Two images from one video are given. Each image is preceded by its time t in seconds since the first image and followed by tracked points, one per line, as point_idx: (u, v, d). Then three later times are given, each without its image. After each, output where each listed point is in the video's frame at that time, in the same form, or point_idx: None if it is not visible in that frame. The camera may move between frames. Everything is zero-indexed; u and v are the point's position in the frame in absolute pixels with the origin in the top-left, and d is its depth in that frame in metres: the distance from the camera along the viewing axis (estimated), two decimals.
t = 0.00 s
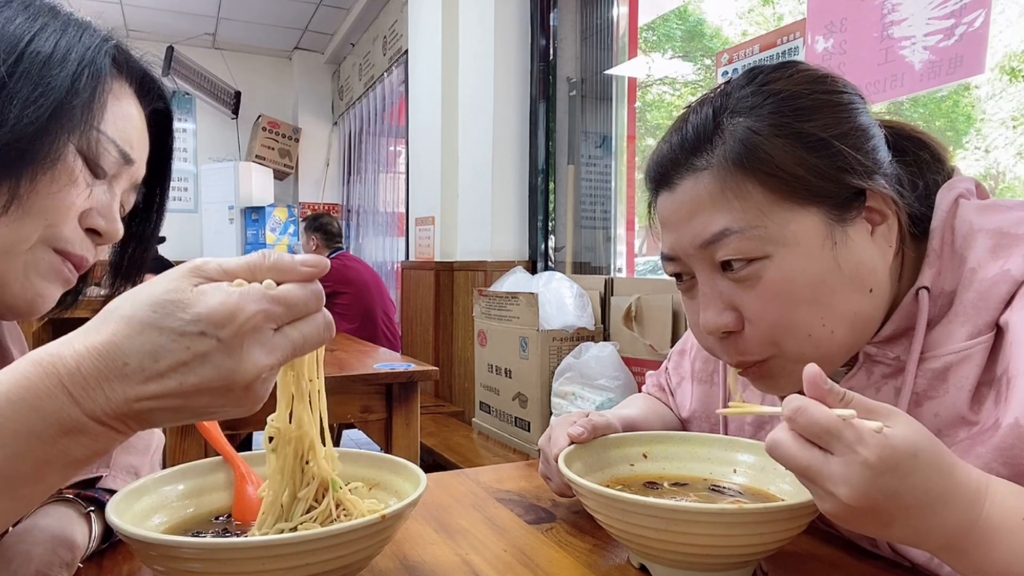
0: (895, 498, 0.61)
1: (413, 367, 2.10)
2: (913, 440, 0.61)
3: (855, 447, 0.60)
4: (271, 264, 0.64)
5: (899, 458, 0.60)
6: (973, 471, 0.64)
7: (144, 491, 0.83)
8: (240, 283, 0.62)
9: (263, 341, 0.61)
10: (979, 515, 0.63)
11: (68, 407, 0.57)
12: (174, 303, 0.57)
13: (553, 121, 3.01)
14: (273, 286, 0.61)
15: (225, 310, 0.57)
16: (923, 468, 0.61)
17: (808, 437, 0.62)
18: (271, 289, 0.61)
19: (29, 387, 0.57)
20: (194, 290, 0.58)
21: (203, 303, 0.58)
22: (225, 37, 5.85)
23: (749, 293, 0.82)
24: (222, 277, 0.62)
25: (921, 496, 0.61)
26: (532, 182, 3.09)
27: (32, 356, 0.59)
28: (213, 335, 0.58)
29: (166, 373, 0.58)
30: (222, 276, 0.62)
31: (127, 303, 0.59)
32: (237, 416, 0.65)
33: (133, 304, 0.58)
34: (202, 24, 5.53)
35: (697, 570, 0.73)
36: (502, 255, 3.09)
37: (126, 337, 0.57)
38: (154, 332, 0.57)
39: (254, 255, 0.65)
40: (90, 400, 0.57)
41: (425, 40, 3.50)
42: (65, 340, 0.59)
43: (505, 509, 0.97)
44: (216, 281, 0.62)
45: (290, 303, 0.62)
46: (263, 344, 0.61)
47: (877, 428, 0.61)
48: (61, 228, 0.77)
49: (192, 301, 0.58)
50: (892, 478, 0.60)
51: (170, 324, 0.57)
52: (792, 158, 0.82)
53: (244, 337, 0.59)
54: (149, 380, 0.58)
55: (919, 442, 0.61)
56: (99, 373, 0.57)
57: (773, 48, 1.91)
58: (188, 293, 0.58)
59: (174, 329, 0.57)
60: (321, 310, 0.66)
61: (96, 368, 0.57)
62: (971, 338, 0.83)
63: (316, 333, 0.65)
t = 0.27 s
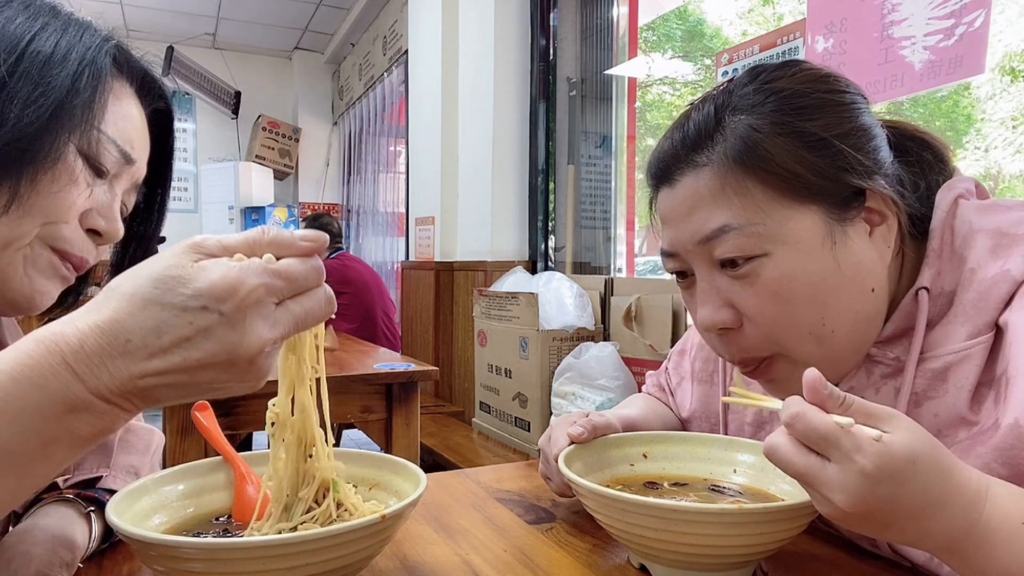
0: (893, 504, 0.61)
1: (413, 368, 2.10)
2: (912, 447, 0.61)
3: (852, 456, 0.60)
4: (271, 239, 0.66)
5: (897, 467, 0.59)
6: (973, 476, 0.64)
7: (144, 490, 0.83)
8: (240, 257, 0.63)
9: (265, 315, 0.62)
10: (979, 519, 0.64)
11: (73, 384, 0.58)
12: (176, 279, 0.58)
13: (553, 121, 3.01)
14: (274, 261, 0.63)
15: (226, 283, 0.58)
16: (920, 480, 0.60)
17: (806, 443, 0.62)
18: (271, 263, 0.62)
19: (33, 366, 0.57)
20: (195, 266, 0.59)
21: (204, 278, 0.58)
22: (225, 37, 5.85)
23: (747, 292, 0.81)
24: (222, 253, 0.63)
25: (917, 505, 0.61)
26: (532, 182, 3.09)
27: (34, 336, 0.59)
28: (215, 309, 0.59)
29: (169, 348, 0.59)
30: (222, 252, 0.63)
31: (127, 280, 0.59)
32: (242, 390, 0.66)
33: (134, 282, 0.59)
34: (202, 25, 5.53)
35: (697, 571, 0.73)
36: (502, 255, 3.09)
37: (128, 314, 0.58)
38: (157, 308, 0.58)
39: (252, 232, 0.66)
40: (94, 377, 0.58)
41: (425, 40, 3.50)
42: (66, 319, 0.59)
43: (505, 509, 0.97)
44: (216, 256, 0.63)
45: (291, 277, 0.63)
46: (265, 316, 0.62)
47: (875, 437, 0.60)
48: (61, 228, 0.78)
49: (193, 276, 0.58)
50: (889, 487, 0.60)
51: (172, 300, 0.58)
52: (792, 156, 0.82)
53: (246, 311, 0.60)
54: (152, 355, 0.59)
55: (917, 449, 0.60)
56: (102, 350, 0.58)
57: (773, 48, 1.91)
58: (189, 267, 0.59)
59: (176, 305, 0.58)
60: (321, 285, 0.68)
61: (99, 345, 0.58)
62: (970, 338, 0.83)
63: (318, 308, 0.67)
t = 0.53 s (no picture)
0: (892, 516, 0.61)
1: (413, 367, 2.10)
2: (914, 461, 0.60)
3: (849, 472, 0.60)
4: (263, 211, 0.64)
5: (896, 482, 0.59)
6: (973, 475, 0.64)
7: (144, 490, 0.83)
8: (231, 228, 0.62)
9: (260, 285, 0.60)
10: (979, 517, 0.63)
11: (70, 358, 0.58)
12: (169, 250, 0.58)
13: (553, 121, 3.01)
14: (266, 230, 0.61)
15: (218, 254, 0.57)
16: (922, 490, 0.60)
17: (804, 457, 0.62)
18: (264, 234, 0.60)
19: (28, 342, 0.57)
20: (187, 237, 0.59)
21: (195, 249, 0.58)
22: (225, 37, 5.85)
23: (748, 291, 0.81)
24: (213, 224, 0.62)
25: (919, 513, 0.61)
26: (532, 182, 3.09)
27: (30, 312, 0.59)
28: (208, 279, 0.58)
29: (165, 321, 0.58)
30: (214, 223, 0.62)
31: (121, 254, 0.59)
32: (239, 363, 0.65)
33: (127, 255, 0.58)
34: (202, 25, 5.53)
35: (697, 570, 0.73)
36: (502, 255, 3.09)
37: (122, 287, 0.58)
38: (151, 280, 0.58)
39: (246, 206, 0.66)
40: (90, 350, 0.58)
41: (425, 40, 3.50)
42: (62, 294, 0.59)
43: (504, 509, 0.97)
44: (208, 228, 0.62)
45: (285, 246, 0.61)
46: (260, 286, 0.60)
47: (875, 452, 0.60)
48: (62, 228, 0.78)
49: (185, 248, 0.58)
50: (887, 502, 0.60)
51: (165, 272, 0.57)
52: (796, 148, 0.83)
53: (239, 282, 0.59)
54: (148, 328, 0.58)
55: (919, 462, 0.60)
56: (98, 324, 0.58)
57: (773, 48, 1.91)
58: (181, 240, 0.58)
59: (170, 277, 0.57)
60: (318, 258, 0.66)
61: (95, 319, 0.58)
62: (970, 338, 0.83)
63: (315, 279, 0.64)
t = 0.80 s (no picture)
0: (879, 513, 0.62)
1: (414, 368, 2.10)
2: (903, 465, 0.60)
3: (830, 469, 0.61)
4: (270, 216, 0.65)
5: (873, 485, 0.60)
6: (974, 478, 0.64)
7: (144, 490, 0.83)
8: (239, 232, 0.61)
9: (265, 288, 0.59)
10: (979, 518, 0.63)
11: (72, 361, 0.56)
12: (174, 253, 0.56)
13: (553, 121, 3.01)
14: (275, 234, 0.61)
15: (224, 256, 0.56)
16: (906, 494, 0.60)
17: (792, 450, 0.64)
18: (271, 238, 0.60)
19: (34, 344, 0.55)
20: (191, 241, 0.57)
21: (201, 254, 0.56)
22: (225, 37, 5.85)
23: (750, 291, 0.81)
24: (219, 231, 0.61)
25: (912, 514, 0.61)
26: (532, 182, 3.08)
27: (37, 316, 0.57)
28: (214, 282, 0.56)
29: (170, 325, 0.57)
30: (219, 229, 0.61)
31: (127, 258, 0.58)
32: (244, 370, 0.63)
33: (132, 261, 0.57)
34: (202, 24, 5.53)
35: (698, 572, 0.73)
36: (502, 255, 3.09)
37: (128, 292, 0.56)
38: (157, 285, 0.56)
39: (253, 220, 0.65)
40: (95, 355, 0.56)
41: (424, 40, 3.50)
42: (70, 299, 0.58)
43: (504, 509, 0.97)
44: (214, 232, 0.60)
45: (291, 252, 0.61)
46: (265, 291, 0.59)
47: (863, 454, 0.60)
48: (65, 230, 0.79)
49: (191, 251, 0.56)
50: (866, 500, 0.61)
51: (168, 277, 0.56)
52: (801, 134, 0.83)
53: (245, 284, 0.58)
54: (154, 332, 0.57)
55: (908, 466, 0.60)
56: (102, 328, 0.56)
57: (773, 48, 1.91)
58: (187, 242, 0.57)
59: (175, 280, 0.56)
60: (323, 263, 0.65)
61: (99, 324, 0.56)
62: (972, 340, 0.83)
63: (319, 285, 0.64)
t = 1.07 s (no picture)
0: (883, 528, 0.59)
1: (414, 368, 2.10)
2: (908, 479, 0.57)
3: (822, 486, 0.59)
4: (294, 310, 0.66)
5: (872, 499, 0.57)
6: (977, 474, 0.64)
7: (144, 491, 0.83)
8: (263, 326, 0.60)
9: (283, 381, 0.57)
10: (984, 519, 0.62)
11: (80, 439, 0.53)
12: (197, 337, 0.54)
13: (553, 121, 3.00)
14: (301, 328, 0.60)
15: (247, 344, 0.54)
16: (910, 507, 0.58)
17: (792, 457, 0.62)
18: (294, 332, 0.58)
19: (45, 418, 0.53)
20: (215, 326, 0.56)
21: (224, 339, 0.54)
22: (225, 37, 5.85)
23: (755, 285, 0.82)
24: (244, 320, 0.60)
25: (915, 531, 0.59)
26: (532, 182, 3.08)
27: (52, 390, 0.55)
28: (234, 370, 0.54)
29: (183, 410, 0.54)
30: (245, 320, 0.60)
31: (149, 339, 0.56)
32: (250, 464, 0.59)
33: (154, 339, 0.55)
34: (202, 24, 5.53)
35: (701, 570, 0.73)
36: (502, 255, 3.10)
37: (144, 371, 0.54)
38: (175, 368, 0.54)
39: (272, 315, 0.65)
40: (106, 433, 0.53)
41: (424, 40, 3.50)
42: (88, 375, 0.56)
43: (505, 509, 0.97)
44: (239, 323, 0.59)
45: (311, 346, 0.59)
46: (282, 385, 0.57)
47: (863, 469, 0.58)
48: (69, 236, 0.77)
49: (214, 336, 0.55)
50: (862, 518, 0.59)
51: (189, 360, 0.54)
52: (822, 113, 0.83)
53: (264, 376, 0.56)
54: (165, 417, 0.54)
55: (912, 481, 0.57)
56: (114, 407, 0.53)
57: (773, 48, 1.91)
58: (211, 327, 0.55)
59: (195, 365, 0.54)
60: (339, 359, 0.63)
61: (112, 404, 0.53)
62: (979, 331, 0.83)
63: (329, 382, 0.60)
